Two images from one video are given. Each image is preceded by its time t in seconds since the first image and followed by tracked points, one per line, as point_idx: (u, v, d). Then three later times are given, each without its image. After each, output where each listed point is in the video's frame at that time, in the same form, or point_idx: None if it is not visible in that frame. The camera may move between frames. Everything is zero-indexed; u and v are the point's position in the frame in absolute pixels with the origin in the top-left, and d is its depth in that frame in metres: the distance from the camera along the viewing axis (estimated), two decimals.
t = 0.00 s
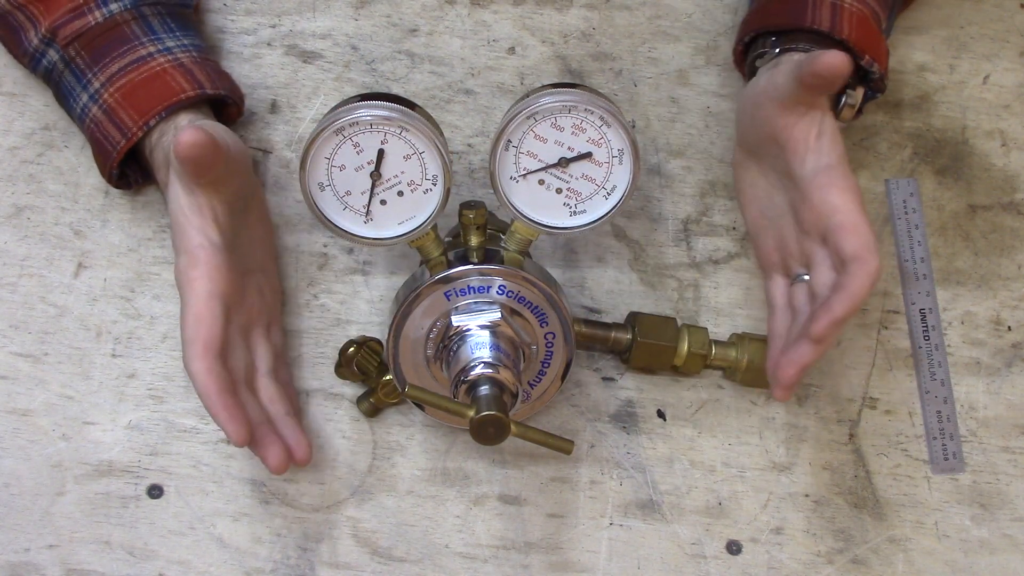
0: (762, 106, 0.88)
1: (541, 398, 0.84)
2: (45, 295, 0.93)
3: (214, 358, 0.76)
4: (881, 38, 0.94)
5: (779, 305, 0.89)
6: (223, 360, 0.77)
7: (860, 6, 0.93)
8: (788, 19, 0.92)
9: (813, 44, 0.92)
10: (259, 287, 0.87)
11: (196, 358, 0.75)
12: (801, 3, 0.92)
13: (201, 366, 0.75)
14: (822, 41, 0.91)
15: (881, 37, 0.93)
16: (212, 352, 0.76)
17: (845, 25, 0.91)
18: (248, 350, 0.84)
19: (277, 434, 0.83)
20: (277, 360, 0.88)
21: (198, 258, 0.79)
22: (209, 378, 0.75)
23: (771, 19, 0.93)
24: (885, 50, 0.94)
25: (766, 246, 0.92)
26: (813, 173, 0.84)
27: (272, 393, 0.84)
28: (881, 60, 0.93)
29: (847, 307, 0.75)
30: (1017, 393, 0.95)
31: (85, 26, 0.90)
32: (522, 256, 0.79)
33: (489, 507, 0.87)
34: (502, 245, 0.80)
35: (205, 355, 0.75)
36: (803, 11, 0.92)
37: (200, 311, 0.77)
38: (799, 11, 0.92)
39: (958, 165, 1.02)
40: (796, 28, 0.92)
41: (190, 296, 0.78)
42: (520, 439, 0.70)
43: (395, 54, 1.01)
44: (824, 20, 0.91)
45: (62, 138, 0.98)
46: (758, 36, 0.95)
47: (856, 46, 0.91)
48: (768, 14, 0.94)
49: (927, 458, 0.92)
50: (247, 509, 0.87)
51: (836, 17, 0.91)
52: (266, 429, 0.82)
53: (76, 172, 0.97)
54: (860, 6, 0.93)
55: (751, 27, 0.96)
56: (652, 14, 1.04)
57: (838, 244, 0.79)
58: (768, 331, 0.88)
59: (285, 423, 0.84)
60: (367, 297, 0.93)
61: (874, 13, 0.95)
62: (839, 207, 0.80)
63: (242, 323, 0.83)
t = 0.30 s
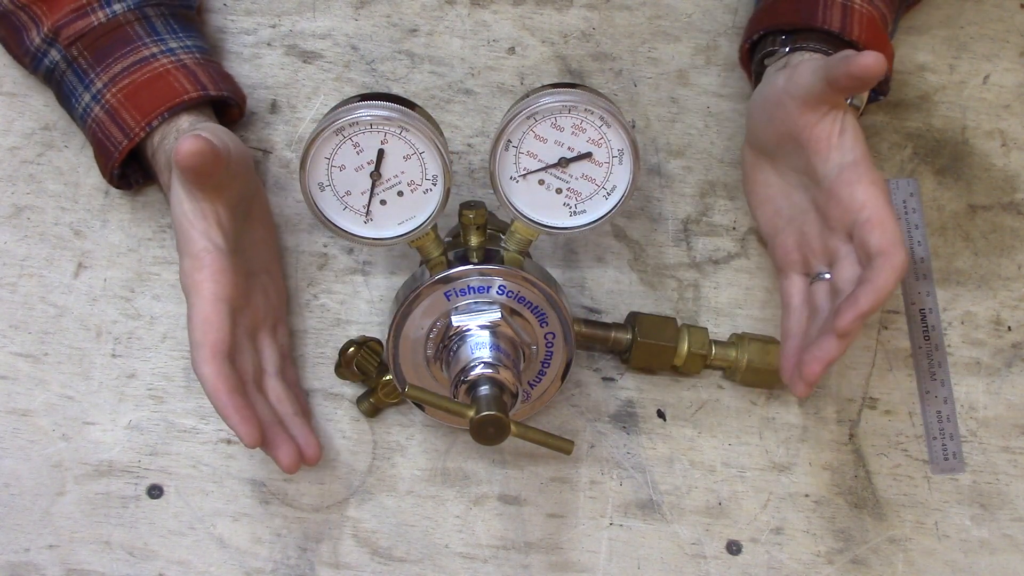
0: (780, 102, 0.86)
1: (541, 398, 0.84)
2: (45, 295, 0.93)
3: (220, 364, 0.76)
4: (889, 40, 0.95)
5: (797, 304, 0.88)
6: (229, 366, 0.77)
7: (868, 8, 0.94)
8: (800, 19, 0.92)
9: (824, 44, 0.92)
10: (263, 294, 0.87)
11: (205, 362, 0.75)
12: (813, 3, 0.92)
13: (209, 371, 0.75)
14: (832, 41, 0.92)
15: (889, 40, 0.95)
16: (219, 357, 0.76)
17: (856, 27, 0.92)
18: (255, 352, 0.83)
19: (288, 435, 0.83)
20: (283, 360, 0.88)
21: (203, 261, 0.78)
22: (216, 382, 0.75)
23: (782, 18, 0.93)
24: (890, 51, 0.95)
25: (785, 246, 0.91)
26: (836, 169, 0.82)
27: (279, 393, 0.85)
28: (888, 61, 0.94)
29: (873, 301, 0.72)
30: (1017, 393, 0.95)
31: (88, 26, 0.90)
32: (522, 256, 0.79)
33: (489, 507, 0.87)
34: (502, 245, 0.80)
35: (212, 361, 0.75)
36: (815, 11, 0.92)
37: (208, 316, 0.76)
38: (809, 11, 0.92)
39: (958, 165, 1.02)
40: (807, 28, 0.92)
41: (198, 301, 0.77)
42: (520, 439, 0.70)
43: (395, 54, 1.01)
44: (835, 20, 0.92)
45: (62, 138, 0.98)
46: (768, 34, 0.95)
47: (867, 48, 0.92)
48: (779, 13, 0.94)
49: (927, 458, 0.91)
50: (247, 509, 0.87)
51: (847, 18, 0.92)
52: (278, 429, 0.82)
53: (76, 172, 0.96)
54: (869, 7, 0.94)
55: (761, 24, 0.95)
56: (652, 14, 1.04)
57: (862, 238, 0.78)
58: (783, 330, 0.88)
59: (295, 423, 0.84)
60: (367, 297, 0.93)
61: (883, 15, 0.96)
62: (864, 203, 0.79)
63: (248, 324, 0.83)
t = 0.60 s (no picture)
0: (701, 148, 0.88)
1: (541, 398, 0.84)
2: (45, 295, 0.93)
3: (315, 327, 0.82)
4: (880, 32, 0.96)
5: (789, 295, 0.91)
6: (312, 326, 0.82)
7: (854, 4, 0.95)
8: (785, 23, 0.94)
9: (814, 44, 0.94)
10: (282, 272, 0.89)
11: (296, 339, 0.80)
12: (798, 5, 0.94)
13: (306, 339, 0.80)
14: (816, 39, 0.94)
15: (880, 32, 0.96)
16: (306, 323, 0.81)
17: (841, 23, 0.93)
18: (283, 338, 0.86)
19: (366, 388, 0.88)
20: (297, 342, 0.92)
21: (255, 255, 0.80)
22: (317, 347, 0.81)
23: (766, 23, 0.95)
24: (884, 43, 0.95)
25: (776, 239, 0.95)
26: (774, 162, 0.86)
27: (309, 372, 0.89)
28: (881, 52, 0.94)
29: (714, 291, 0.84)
30: (1017, 393, 0.95)
31: (79, 35, 0.90)
32: (522, 256, 0.79)
33: (489, 507, 0.87)
34: (502, 245, 0.80)
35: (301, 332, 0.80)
36: (799, 12, 0.93)
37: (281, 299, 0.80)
38: (792, 14, 0.94)
39: (958, 165, 1.02)
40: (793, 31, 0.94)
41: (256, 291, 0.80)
42: (520, 439, 0.70)
43: (395, 54, 1.01)
44: (820, 19, 0.93)
45: (62, 138, 0.98)
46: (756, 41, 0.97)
47: (857, 44, 0.93)
48: (764, 20, 0.96)
49: (927, 458, 0.91)
50: (247, 509, 0.87)
51: (831, 15, 0.93)
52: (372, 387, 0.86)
53: (76, 172, 0.97)
54: (855, 3, 0.95)
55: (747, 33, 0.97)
56: (652, 15, 1.04)
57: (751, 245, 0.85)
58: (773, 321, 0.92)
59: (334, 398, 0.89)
60: (367, 297, 0.93)
61: (871, 10, 0.96)
62: (731, 216, 0.84)
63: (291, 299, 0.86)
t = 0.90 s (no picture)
0: (678, 169, 0.88)
1: (541, 398, 0.84)
2: (45, 295, 0.93)
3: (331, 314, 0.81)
4: (878, 41, 0.95)
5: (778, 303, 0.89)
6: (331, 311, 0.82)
7: (852, 12, 0.94)
8: (779, 33, 0.93)
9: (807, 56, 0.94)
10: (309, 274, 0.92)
11: (311, 314, 0.79)
12: (792, 14, 0.94)
13: (318, 319, 0.79)
14: (809, 49, 0.94)
15: (877, 41, 0.94)
16: (323, 303, 0.80)
17: (837, 34, 0.92)
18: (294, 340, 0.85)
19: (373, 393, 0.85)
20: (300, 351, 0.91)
21: (288, 250, 0.82)
22: (328, 323, 0.80)
23: (761, 33, 0.95)
24: (882, 53, 0.94)
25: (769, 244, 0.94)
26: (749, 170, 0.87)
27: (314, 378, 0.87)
28: (877, 63, 0.93)
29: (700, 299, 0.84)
30: (1017, 393, 0.95)
31: (85, 34, 0.89)
32: (522, 256, 0.79)
33: (489, 507, 0.87)
34: (502, 245, 0.80)
35: (316, 309, 0.80)
36: (794, 23, 0.93)
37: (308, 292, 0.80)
38: (787, 24, 0.93)
39: (958, 165, 1.02)
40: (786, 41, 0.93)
41: (278, 267, 0.80)
42: (520, 439, 0.70)
43: (395, 54, 1.01)
44: (815, 31, 0.92)
45: (62, 138, 0.98)
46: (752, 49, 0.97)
47: (849, 55, 0.92)
48: (760, 28, 0.95)
49: (927, 458, 0.91)
50: (247, 509, 0.87)
51: (827, 26, 0.92)
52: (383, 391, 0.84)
53: (76, 172, 0.97)
54: (853, 12, 0.94)
55: (744, 38, 0.97)
56: (652, 15, 1.04)
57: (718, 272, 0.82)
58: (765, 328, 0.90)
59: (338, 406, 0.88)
60: (367, 297, 0.93)
61: (869, 18, 0.95)
62: (688, 253, 0.81)
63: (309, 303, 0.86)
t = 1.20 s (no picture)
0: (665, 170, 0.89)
1: (541, 398, 0.84)
2: (45, 295, 0.93)
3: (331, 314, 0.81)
4: (869, 44, 0.95)
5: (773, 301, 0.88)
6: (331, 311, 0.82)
7: (842, 17, 0.94)
8: (768, 37, 0.94)
9: (795, 60, 0.94)
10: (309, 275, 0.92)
11: (311, 314, 0.79)
12: (782, 19, 0.94)
13: (318, 319, 0.79)
14: (796, 52, 0.94)
15: (868, 45, 0.94)
16: (323, 303, 0.80)
17: (824, 40, 0.93)
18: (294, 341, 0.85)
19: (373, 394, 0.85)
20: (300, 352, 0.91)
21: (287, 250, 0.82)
22: (329, 323, 0.80)
23: (749, 36, 0.96)
24: (872, 56, 0.95)
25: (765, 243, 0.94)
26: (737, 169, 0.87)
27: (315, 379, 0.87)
28: (867, 67, 0.94)
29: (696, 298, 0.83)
30: (1017, 393, 0.95)
31: (81, 36, 0.89)
32: (522, 256, 0.79)
33: (488, 507, 0.87)
34: (501, 245, 0.80)
35: (316, 310, 0.80)
36: (783, 27, 0.94)
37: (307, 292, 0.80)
38: (775, 29, 0.94)
39: (958, 165, 1.02)
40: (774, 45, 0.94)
41: (279, 267, 0.80)
42: (520, 438, 0.70)
43: (395, 54, 1.01)
44: (803, 36, 0.93)
45: (62, 138, 0.98)
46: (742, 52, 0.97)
47: (837, 59, 0.93)
48: (750, 31, 0.96)
49: (927, 458, 0.91)
50: (247, 509, 0.87)
51: (815, 32, 0.93)
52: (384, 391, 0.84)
53: (76, 172, 0.97)
54: (843, 16, 0.94)
55: (735, 41, 0.97)
56: (652, 15, 1.04)
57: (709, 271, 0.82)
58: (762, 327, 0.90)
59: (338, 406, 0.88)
60: (367, 297, 0.93)
61: (860, 22, 0.95)
62: (676, 252, 0.82)
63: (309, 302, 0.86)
